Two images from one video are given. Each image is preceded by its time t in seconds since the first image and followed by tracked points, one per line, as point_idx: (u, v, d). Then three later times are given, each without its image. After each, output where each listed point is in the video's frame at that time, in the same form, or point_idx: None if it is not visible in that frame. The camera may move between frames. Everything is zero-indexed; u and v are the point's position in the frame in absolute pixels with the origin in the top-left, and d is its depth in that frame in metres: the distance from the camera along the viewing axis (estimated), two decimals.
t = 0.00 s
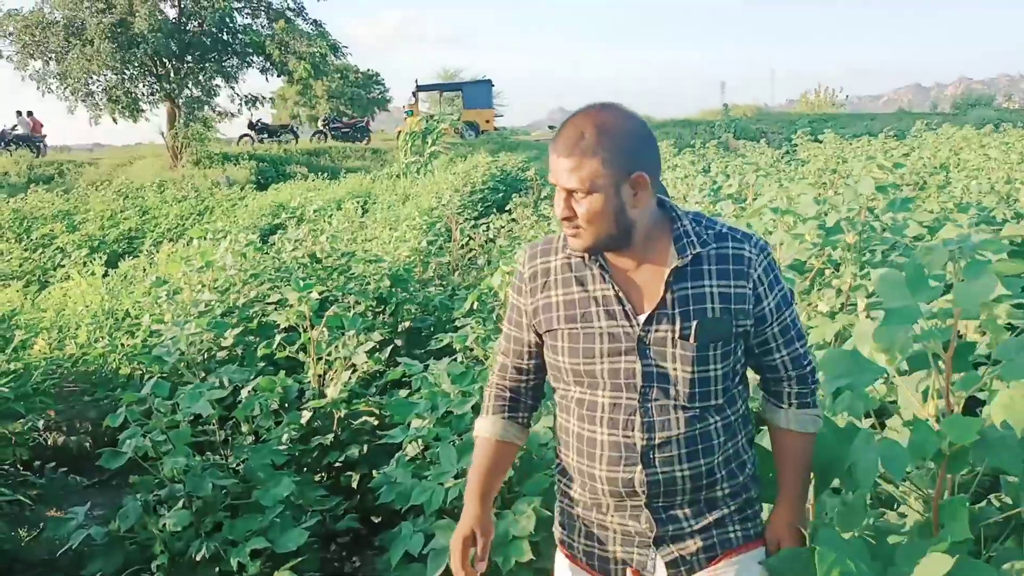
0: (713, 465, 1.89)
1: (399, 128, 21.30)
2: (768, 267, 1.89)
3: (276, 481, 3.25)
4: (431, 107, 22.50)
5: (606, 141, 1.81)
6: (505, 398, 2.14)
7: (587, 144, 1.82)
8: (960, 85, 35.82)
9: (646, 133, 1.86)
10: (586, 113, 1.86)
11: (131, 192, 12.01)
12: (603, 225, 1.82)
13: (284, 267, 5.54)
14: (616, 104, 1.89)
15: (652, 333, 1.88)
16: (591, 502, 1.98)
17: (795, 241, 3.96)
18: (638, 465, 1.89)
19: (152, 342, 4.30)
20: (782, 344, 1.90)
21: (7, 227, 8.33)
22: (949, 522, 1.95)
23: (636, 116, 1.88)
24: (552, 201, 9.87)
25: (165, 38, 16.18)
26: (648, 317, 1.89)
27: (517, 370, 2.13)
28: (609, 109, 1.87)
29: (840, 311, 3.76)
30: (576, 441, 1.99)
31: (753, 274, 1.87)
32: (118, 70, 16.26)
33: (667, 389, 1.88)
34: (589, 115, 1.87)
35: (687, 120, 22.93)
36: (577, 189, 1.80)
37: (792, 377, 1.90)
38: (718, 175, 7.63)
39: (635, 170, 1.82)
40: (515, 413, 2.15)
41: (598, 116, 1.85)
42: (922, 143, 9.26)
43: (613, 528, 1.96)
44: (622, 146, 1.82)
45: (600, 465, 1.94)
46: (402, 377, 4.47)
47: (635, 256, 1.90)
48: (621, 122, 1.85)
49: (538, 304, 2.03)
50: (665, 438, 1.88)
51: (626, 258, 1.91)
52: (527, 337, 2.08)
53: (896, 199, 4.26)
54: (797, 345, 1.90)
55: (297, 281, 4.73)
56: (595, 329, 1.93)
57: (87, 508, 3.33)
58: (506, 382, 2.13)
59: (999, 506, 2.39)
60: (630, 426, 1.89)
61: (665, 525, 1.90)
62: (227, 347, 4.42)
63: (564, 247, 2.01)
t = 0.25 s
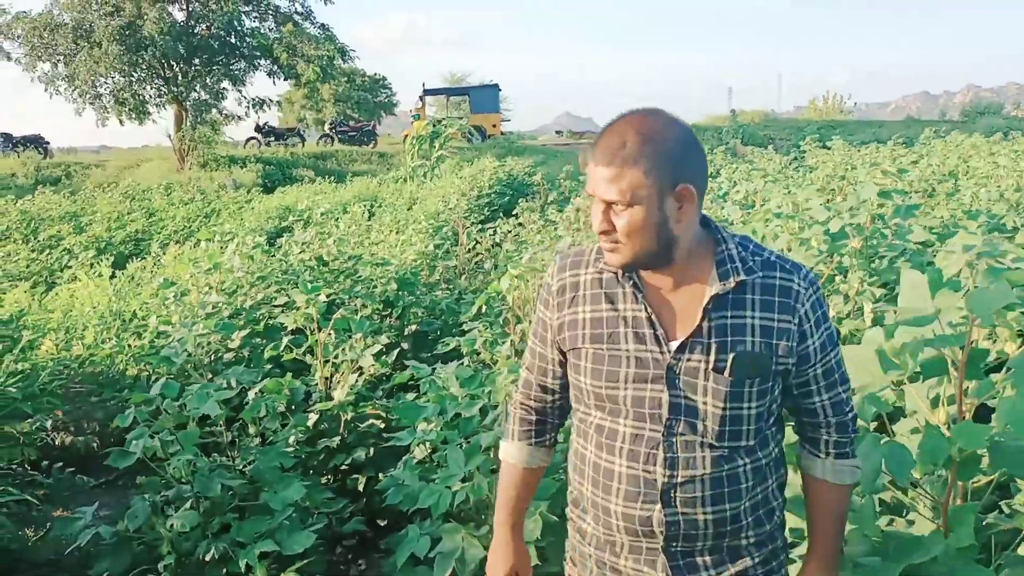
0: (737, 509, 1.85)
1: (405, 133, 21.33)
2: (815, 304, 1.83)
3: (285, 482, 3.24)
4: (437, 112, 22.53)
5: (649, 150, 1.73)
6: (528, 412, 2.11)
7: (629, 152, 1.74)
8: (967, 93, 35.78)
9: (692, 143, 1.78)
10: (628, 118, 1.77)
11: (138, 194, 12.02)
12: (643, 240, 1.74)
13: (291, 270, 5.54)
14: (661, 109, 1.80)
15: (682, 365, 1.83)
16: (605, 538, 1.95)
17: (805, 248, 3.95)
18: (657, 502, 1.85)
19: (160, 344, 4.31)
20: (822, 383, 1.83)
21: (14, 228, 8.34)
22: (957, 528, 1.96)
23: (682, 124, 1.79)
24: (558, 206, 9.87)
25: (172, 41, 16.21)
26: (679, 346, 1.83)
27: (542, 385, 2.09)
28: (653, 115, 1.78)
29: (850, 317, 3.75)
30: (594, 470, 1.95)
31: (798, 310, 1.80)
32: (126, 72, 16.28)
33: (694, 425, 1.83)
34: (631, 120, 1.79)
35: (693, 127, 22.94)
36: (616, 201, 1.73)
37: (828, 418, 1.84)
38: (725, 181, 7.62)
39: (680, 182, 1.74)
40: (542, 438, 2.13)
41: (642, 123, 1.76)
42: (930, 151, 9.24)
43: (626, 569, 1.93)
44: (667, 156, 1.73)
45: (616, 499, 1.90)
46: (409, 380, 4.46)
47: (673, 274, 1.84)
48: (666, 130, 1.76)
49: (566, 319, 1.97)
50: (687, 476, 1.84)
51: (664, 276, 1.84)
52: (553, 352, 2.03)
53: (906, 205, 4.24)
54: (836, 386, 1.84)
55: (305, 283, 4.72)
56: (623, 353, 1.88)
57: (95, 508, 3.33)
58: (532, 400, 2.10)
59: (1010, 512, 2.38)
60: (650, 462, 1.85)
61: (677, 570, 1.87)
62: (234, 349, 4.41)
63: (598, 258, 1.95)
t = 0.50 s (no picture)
0: (796, 552, 1.69)
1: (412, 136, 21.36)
2: (902, 336, 1.61)
3: (289, 483, 3.24)
4: (444, 116, 22.58)
5: (723, 151, 1.54)
6: (569, 422, 1.94)
7: (698, 151, 1.56)
8: (975, 101, 35.70)
9: (771, 142, 1.59)
10: (698, 115, 1.60)
11: (146, 195, 12.08)
12: (713, 251, 1.56)
13: (297, 271, 5.55)
14: (733, 105, 1.62)
15: (745, 393, 1.64)
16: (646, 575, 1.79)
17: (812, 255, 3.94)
18: (707, 543, 1.69)
19: (167, 344, 4.32)
20: (903, 422, 1.62)
21: (22, 227, 8.38)
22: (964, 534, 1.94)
23: (760, 121, 1.60)
24: (564, 211, 9.88)
25: (181, 43, 16.28)
26: (743, 371, 1.64)
27: (585, 396, 1.91)
28: (725, 111, 1.60)
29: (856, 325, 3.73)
30: (638, 500, 1.79)
31: (883, 342, 1.59)
32: (135, 73, 16.34)
33: (753, 461, 1.65)
34: (700, 116, 1.61)
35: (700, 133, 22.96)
36: (684, 207, 1.55)
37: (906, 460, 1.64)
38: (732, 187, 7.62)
39: (756, 186, 1.55)
40: (581, 450, 1.96)
41: (714, 121, 1.58)
42: (938, 159, 9.22)
43: None
44: (742, 158, 1.55)
45: (662, 535, 1.73)
46: (414, 383, 4.45)
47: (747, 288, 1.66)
48: (740, 129, 1.58)
49: (616, 329, 1.79)
50: (742, 516, 1.66)
51: (735, 290, 1.66)
52: (601, 362, 1.85)
53: (915, 214, 4.23)
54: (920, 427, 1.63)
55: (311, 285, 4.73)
56: (678, 372, 1.69)
57: (99, 507, 3.33)
58: (570, 409, 1.93)
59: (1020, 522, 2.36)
60: (702, 497, 1.68)
61: None
62: (239, 349, 4.41)
63: (658, 263, 1.77)
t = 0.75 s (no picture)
0: None
1: (416, 138, 21.37)
2: (968, 365, 1.52)
3: (290, 483, 3.24)
4: (448, 118, 22.59)
5: (774, 149, 1.47)
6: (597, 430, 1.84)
7: (744, 149, 1.48)
8: (978, 107, 35.66)
9: (826, 142, 1.50)
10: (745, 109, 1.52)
11: (149, 194, 12.08)
12: (760, 258, 1.48)
13: (300, 271, 5.54)
14: (787, 99, 1.55)
15: (790, 418, 1.56)
16: None
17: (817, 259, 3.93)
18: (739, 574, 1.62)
19: (170, 342, 4.32)
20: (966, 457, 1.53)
21: (25, 225, 8.39)
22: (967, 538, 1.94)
23: (814, 118, 1.52)
24: (567, 213, 9.87)
25: (184, 43, 16.29)
26: (789, 394, 1.56)
27: (616, 405, 1.82)
28: (774, 106, 1.53)
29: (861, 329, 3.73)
30: (667, 523, 1.72)
31: (947, 371, 1.50)
32: (139, 73, 16.36)
33: (794, 490, 1.57)
34: (748, 113, 1.53)
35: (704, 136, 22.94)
36: (728, 210, 1.47)
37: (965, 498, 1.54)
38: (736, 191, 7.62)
39: (808, 189, 1.47)
40: (610, 459, 1.84)
41: (764, 115, 1.51)
42: (942, 164, 9.22)
43: None
44: (796, 157, 1.47)
45: (689, 562, 1.67)
46: (417, 384, 4.45)
47: (796, 301, 1.58)
48: (792, 126, 1.50)
49: (653, 338, 1.72)
50: (777, 551, 1.59)
51: (783, 304, 1.58)
52: (637, 372, 1.77)
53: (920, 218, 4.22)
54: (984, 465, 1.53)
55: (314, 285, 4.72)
56: (718, 390, 1.62)
57: (101, 506, 3.33)
58: (597, 416, 1.83)
59: None
60: (736, 526, 1.61)
61: None
62: (242, 349, 4.41)
63: (700, 271, 1.70)
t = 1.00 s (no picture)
0: None
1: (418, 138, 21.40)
2: (998, 393, 1.43)
3: (293, 483, 3.23)
4: (450, 119, 22.62)
5: (783, 154, 1.39)
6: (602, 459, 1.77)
7: (747, 151, 1.41)
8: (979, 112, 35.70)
9: (842, 148, 1.42)
10: (751, 109, 1.45)
11: (152, 193, 12.10)
12: (761, 270, 1.41)
13: (303, 271, 5.55)
14: (797, 99, 1.47)
15: (804, 452, 1.48)
16: None
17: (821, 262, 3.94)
18: None
19: (174, 341, 4.33)
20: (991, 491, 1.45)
21: (29, 223, 8.40)
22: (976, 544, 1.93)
23: (828, 121, 1.44)
24: (569, 214, 9.89)
25: (187, 42, 16.34)
26: (802, 426, 1.48)
27: (619, 435, 1.75)
28: (784, 106, 1.45)
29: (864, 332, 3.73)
30: (675, 563, 1.65)
31: (974, 400, 1.41)
32: (142, 72, 16.38)
33: (810, 529, 1.49)
34: (754, 114, 1.46)
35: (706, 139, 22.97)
36: (727, 217, 1.40)
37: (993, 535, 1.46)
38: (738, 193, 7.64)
39: (818, 197, 1.39)
40: (618, 492, 1.78)
41: (772, 117, 1.44)
42: (943, 168, 9.24)
43: None
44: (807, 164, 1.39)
45: None
46: (420, 385, 4.45)
47: (808, 321, 1.49)
48: (803, 129, 1.42)
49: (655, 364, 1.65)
50: None
51: (791, 322, 1.51)
52: (638, 401, 1.70)
53: (923, 222, 4.23)
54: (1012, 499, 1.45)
55: (318, 285, 4.73)
56: (725, 420, 1.55)
57: (103, 505, 3.32)
58: (600, 448, 1.77)
59: None
60: (751, 568, 1.52)
61: None
62: (245, 349, 4.41)
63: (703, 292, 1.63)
